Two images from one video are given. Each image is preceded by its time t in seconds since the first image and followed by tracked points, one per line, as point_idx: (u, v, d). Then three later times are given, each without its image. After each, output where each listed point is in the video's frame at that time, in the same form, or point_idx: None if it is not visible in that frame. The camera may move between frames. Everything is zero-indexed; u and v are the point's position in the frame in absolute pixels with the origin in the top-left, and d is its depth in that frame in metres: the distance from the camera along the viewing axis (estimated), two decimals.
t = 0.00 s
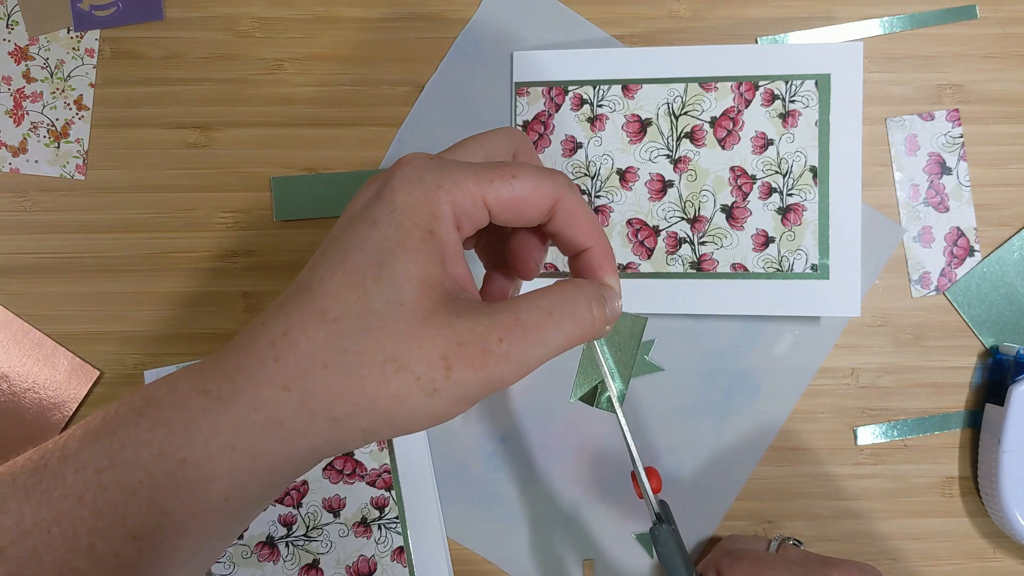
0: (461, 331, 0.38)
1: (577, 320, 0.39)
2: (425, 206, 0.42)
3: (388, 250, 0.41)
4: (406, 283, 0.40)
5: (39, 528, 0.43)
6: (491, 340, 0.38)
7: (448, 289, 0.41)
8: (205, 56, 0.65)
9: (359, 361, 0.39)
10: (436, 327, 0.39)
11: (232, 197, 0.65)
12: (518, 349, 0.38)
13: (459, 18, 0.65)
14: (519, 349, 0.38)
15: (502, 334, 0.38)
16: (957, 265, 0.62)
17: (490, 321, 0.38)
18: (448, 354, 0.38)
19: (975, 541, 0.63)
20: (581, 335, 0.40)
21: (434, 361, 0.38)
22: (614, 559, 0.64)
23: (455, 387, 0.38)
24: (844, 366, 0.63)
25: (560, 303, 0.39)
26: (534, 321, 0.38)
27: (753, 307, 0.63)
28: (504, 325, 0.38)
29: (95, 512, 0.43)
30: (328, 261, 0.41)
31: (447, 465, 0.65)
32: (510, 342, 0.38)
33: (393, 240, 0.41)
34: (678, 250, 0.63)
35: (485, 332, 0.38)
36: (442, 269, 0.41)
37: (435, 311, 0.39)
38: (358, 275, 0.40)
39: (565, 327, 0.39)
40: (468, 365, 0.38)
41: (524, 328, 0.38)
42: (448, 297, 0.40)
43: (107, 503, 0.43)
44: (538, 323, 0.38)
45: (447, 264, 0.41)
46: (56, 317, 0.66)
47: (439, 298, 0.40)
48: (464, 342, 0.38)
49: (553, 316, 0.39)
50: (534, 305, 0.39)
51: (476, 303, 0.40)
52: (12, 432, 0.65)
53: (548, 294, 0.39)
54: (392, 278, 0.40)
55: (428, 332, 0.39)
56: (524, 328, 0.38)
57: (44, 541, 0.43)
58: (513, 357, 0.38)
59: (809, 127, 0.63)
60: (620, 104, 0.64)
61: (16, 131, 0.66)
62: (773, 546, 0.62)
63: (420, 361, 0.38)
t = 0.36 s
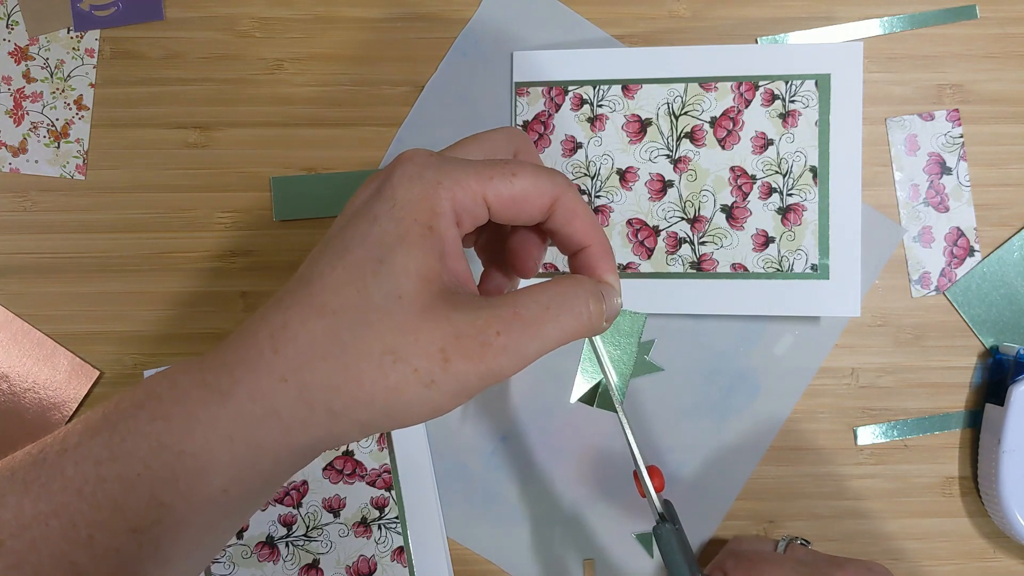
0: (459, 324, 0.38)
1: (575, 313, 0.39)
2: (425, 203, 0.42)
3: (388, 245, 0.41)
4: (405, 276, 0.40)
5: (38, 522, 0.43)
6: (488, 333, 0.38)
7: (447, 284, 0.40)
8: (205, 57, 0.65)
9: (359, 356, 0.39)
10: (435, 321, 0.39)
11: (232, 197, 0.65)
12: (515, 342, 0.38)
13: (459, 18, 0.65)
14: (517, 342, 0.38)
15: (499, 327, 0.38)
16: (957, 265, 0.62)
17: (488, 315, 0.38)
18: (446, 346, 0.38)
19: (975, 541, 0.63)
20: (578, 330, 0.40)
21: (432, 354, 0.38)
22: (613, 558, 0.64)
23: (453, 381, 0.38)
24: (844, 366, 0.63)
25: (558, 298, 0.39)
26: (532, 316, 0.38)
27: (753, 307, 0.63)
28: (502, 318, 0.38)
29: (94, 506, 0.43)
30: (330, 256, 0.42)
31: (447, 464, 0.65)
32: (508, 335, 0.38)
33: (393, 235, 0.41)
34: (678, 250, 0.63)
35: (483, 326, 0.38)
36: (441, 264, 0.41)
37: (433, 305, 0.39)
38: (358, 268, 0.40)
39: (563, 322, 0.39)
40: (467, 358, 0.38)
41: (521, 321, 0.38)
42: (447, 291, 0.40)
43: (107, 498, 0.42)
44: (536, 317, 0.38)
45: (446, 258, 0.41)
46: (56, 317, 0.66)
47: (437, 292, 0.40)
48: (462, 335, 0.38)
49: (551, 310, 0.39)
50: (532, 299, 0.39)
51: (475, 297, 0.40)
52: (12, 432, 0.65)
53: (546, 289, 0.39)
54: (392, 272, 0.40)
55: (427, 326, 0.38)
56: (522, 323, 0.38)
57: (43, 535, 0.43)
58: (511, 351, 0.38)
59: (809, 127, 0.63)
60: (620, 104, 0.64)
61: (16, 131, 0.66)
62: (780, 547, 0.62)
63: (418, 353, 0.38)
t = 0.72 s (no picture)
0: (458, 330, 0.38)
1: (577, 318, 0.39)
2: (427, 206, 0.42)
3: (389, 247, 0.41)
4: (404, 281, 0.40)
5: (38, 523, 0.43)
6: (488, 339, 0.38)
7: (448, 289, 0.40)
8: (205, 57, 0.65)
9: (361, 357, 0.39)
10: (435, 327, 0.38)
11: (232, 197, 0.65)
12: (514, 350, 0.38)
13: (459, 18, 0.65)
14: (517, 350, 0.38)
15: (498, 333, 0.38)
16: (957, 265, 0.62)
17: (487, 322, 0.38)
18: (444, 353, 0.38)
19: (975, 541, 0.63)
20: (579, 335, 0.39)
21: (430, 360, 0.38)
22: (614, 559, 0.64)
23: (450, 386, 0.38)
24: (844, 366, 0.63)
25: (558, 307, 0.39)
26: (531, 321, 0.38)
27: (754, 307, 0.63)
28: (502, 325, 0.38)
29: (94, 507, 0.43)
30: (331, 258, 0.42)
31: (448, 465, 0.66)
32: (507, 342, 0.38)
33: (393, 238, 0.41)
34: (678, 250, 0.63)
35: (483, 332, 0.38)
36: (442, 269, 0.41)
37: (432, 309, 0.39)
38: (357, 270, 0.41)
39: (562, 326, 0.39)
40: (465, 364, 0.38)
41: (520, 328, 0.38)
42: (447, 295, 0.40)
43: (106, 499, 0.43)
44: (537, 324, 0.38)
45: (446, 263, 0.41)
46: (56, 317, 0.66)
47: (437, 297, 0.40)
48: (461, 342, 0.38)
49: (552, 316, 0.38)
50: (532, 305, 0.38)
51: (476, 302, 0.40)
52: (12, 432, 0.65)
53: (546, 295, 0.39)
54: (391, 277, 0.40)
55: (424, 332, 0.38)
56: (521, 329, 0.38)
57: (42, 536, 0.43)
58: (510, 356, 0.38)
59: (809, 127, 0.63)
60: (620, 104, 0.64)
61: (15, 131, 0.66)
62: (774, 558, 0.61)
63: (416, 359, 0.38)
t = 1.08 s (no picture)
0: (421, 305, 0.38)
1: (547, 254, 0.38)
2: (362, 179, 0.41)
3: (335, 235, 0.41)
4: (359, 266, 0.40)
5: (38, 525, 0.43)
6: (454, 307, 0.38)
7: (408, 259, 0.40)
8: (205, 57, 0.65)
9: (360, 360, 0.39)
10: (400, 305, 0.39)
11: (232, 197, 0.65)
12: (485, 306, 0.38)
13: (459, 18, 0.65)
14: (484, 306, 0.38)
15: (463, 298, 0.38)
16: (957, 265, 0.62)
17: (450, 290, 0.38)
18: (415, 329, 0.38)
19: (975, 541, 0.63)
20: (553, 267, 0.38)
21: (404, 341, 0.39)
22: (614, 558, 0.64)
23: (432, 365, 0.39)
24: (844, 365, 0.63)
25: (525, 243, 0.38)
26: (496, 278, 0.37)
27: (754, 307, 0.63)
28: (464, 288, 0.38)
29: (95, 509, 0.43)
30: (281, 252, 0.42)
31: (448, 464, 0.65)
32: (473, 302, 0.38)
33: (337, 225, 0.41)
34: (678, 250, 0.63)
35: (446, 299, 0.38)
36: (395, 241, 0.40)
37: (397, 287, 0.39)
38: (311, 267, 0.41)
39: (541, 267, 0.38)
40: (439, 337, 0.38)
41: (487, 288, 0.37)
42: (407, 269, 0.40)
43: (106, 499, 0.43)
44: (500, 276, 0.37)
45: (400, 230, 0.41)
46: (56, 317, 0.66)
47: (394, 274, 0.40)
48: (428, 315, 0.38)
49: (516, 266, 0.38)
50: (493, 259, 0.38)
51: (438, 268, 0.40)
52: (12, 432, 0.65)
53: (509, 241, 0.38)
54: (347, 265, 0.40)
55: (393, 316, 0.39)
56: (486, 288, 0.38)
57: (42, 538, 0.43)
58: (480, 317, 0.38)
59: (809, 127, 0.63)
60: (620, 104, 0.64)
61: (16, 131, 0.66)
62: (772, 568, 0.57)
63: (390, 346, 0.39)
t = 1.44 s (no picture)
0: (461, 368, 0.38)
1: (587, 320, 0.38)
2: (405, 234, 0.41)
3: (376, 288, 0.40)
4: (394, 317, 0.40)
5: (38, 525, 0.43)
6: (494, 373, 0.38)
7: (448, 316, 0.40)
8: (205, 57, 0.65)
9: (361, 362, 0.39)
10: (440, 365, 0.39)
11: (232, 197, 0.65)
12: (523, 371, 0.38)
13: (459, 18, 0.65)
14: (522, 375, 0.38)
15: (502, 365, 0.38)
16: (957, 265, 0.62)
17: (490, 354, 0.38)
18: (453, 391, 0.38)
19: (975, 541, 0.63)
20: (592, 334, 0.39)
21: (441, 400, 0.38)
22: (614, 558, 0.64)
23: (466, 423, 0.39)
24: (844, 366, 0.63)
25: (567, 310, 0.38)
26: (536, 343, 0.38)
27: (753, 306, 0.63)
28: (503, 356, 0.38)
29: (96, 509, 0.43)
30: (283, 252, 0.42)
31: (448, 463, 0.66)
32: (512, 369, 0.38)
33: (375, 277, 0.40)
34: (678, 250, 0.63)
35: (485, 365, 0.38)
36: (437, 298, 0.41)
37: (435, 346, 0.39)
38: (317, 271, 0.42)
39: (582, 334, 0.39)
40: (476, 399, 0.38)
41: (526, 353, 0.38)
42: (446, 326, 0.40)
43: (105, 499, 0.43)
44: (539, 344, 0.38)
45: (444, 287, 0.41)
46: (56, 317, 0.66)
47: (436, 331, 0.39)
48: (467, 377, 0.38)
49: (555, 333, 0.38)
50: (533, 327, 0.38)
51: (477, 328, 0.39)
52: (13, 432, 0.65)
53: (551, 310, 0.38)
54: (388, 319, 0.40)
55: (432, 372, 0.39)
56: (525, 356, 0.38)
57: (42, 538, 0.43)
58: (518, 386, 0.38)
59: (809, 127, 0.63)
60: (620, 104, 0.64)
61: (16, 131, 0.66)
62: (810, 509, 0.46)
63: (427, 404, 0.39)
